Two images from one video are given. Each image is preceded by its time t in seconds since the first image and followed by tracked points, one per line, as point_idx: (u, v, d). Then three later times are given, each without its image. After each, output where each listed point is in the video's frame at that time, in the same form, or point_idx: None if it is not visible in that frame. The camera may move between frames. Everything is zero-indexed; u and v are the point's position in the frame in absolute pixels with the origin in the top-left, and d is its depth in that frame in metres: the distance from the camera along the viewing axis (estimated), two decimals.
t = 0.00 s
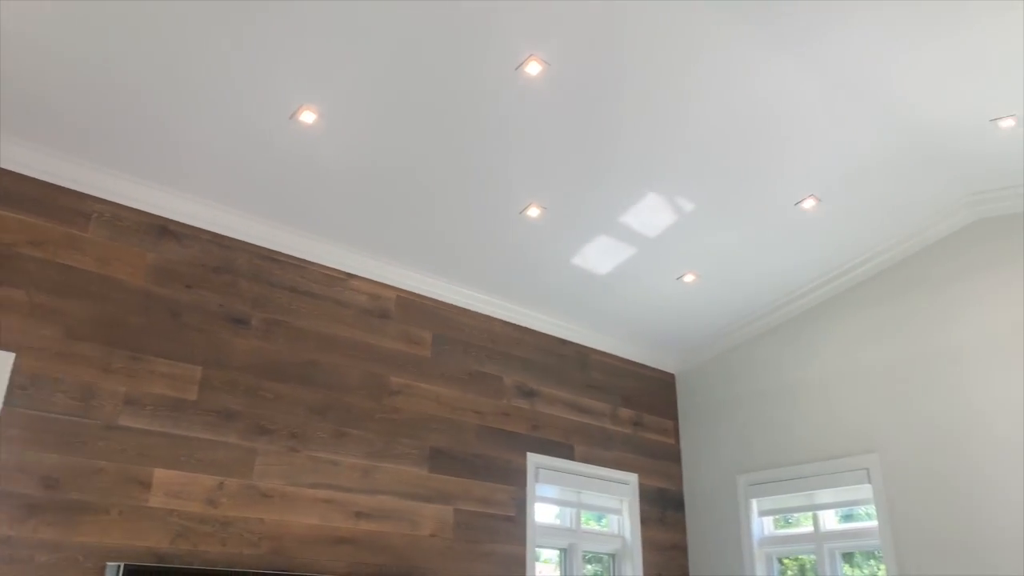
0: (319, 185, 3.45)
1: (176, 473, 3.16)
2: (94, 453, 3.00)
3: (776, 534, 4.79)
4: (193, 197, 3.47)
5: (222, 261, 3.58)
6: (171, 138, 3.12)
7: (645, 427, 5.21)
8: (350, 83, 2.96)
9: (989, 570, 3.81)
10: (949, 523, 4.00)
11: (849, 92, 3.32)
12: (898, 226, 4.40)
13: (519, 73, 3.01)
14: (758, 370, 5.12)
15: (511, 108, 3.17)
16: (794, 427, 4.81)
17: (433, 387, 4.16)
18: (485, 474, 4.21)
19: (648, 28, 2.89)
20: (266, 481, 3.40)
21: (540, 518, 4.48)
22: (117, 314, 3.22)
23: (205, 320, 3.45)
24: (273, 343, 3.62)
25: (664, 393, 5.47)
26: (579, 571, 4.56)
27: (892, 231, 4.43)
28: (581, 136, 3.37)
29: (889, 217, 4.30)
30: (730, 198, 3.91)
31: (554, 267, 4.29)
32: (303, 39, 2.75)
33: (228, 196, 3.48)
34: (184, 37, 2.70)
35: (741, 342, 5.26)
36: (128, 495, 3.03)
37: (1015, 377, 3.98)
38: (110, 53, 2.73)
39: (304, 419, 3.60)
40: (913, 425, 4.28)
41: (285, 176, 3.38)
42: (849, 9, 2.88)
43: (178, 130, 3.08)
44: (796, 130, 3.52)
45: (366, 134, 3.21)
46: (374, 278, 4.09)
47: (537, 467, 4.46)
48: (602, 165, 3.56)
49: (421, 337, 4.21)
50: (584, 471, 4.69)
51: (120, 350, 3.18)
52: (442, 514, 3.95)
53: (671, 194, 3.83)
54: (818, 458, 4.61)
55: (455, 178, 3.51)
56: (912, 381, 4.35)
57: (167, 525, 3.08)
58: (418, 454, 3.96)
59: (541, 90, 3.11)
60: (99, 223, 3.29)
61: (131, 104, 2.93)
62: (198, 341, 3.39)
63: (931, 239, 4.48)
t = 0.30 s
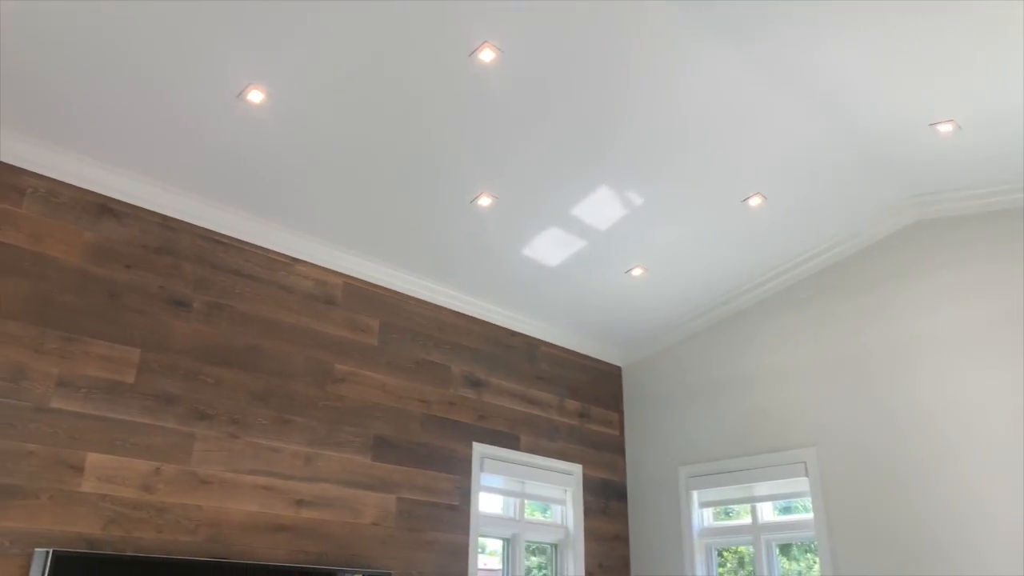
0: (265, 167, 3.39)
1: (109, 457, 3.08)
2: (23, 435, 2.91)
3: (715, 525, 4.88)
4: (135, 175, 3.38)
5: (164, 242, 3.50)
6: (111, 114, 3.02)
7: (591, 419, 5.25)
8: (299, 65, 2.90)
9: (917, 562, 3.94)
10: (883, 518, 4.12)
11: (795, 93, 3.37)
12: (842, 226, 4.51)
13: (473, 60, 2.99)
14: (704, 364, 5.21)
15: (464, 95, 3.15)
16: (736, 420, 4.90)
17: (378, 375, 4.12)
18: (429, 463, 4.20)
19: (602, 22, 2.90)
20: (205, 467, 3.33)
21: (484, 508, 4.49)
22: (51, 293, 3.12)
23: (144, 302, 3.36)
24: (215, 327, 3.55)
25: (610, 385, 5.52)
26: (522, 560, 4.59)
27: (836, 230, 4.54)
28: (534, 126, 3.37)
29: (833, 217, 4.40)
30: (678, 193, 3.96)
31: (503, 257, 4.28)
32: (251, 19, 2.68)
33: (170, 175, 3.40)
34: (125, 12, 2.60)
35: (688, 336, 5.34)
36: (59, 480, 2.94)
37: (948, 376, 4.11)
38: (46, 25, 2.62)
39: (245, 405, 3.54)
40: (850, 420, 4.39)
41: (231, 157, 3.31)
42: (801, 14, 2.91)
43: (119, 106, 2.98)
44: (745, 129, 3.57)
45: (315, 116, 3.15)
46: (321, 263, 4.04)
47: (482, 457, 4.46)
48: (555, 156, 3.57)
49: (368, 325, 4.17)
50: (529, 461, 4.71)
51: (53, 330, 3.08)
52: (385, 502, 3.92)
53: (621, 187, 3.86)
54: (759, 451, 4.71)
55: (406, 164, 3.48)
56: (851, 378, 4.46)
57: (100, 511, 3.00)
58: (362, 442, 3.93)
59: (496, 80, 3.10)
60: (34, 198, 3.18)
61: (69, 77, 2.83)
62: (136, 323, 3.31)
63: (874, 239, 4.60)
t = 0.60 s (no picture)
0: (230, 140, 3.33)
1: (68, 432, 3.03)
2: None
3: (678, 504, 4.95)
4: (95, 145, 3.30)
5: (125, 214, 3.43)
6: (70, 82, 2.95)
7: (557, 399, 5.28)
8: (266, 36, 2.85)
9: (872, 540, 4.04)
10: (841, 497, 4.20)
11: (766, 78, 3.39)
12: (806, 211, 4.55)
13: (444, 35, 2.96)
14: (668, 346, 5.25)
15: (434, 71, 3.11)
16: (699, 401, 4.95)
17: (344, 353, 4.10)
18: (395, 442, 4.20)
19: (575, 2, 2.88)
20: (166, 443, 3.30)
21: (449, 487, 4.50)
22: (7, 264, 3.05)
23: (105, 275, 3.30)
24: (177, 302, 3.50)
25: (577, 366, 5.55)
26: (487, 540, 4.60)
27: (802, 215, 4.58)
28: (505, 105, 3.35)
29: (798, 201, 4.44)
30: (646, 175, 3.97)
31: (471, 236, 4.26)
32: None
33: (132, 146, 3.33)
34: None
35: (653, 318, 5.37)
36: (15, 454, 2.89)
37: (905, 360, 4.20)
38: None
39: (207, 381, 3.50)
40: (810, 402, 4.47)
41: (195, 129, 3.25)
42: None
43: (78, 74, 2.91)
44: (713, 113, 3.59)
45: (282, 89, 3.10)
46: (287, 239, 4.00)
47: (448, 436, 4.47)
48: (526, 135, 3.55)
49: (334, 302, 4.14)
50: (494, 440, 4.73)
51: (10, 303, 3.02)
52: (349, 480, 3.92)
53: (591, 168, 3.86)
54: (720, 432, 4.77)
55: (375, 140, 3.44)
56: (811, 361, 4.54)
57: (57, 486, 2.96)
58: (327, 420, 3.91)
59: (465, 57, 3.07)
60: None
61: (25, 43, 2.76)
62: (96, 297, 3.25)
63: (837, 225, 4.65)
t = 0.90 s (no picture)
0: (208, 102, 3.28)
1: (44, 396, 3.01)
2: None
3: (656, 471, 5.00)
4: (69, 104, 3.23)
5: (102, 176, 3.38)
6: (43, 39, 2.87)
7: (538, 367, 5.30)
8: None
9: (847, 506, 4.11)
10: (818, 462, 4.27)
11: (751, 47, 3.37)
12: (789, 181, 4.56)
13: None
14: (649, 315, 5.27)
15: (418, 34, 3.07)
16: (679, 370, 4.99)
17: (325, 319, 4.08)
18: (377, 408, 4.20)
19: None
20: (145, 408, 3.28)
21: (430, 453, 4.52)
22: None
23: (81, 238, 3.25)
24: (156, 266, 3.46)
25: (558, 334, 5.57)
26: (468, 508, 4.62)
27: (785, 185, 4.59)
28: (489, 70, 3.31)
29: (780, 172, 4.45)
30: (630, 143, 3.95)
31: (453, 202, 4.24)
32: None
33: (108, 107, 3.26)
34: None
35: (635, 288, 5.39)
36: None
37: (883, 329, 4.25)
38: None
39: (187, 345, 3.47)
40: (788, 371, 4.51)
41: (172, 90, 3.19)
42: None
43: (51, 31, 2.84)
44: (698, 81, 3.57)
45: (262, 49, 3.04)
46: (267, 204, 3.96)
47: (429, 403, 4.48)
48: (509, 102, 3.52)
49: (315, 269, 4.12)
50: (475, 407, 4.75)
51: None
52: (330, 446, 3.92)
53: (575, 135, 3.84)
54: (700, 400, 4.81)
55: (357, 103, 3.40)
56: (790, 331, 4.57)
57: (35, 449, 2.95)
58: (307, 386, 3.90)
59: (449, 20, 3.03)
60: None
61: None
62: (72, 259, 3.20)
63: (819, 194, 4.67)
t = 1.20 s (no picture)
0: (189, 39, 3.19)
1: (27, 337, 2.99)
2: None
3: (640, 415, 5.04)
4: (44, 39, 3.14)
5: (80, 114, 3.30)
6: None
7: (524, 312, 5.31)
8: None
9: (828, 450, 4.19)
10: (799, 407, 4.34)
11: None
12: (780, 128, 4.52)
13: None
14: (636, 261, 5.27)
15: None
16: (665, 317, 5.01)
17: (311, 263, 4.06)
18: (364, 352, 4.21)
19: None
20: (131, 349, 3.27)
21: (417, 397, 4.55)
22: None
23: (60, 177, 3.19)
24: (138, 208, 3.41)
25: (544, 280, 5.57)
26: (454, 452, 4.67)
27: (774, 132, 4.56)
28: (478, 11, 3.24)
29: (771, 118, 4.41)
30: (620, 87, 3.90)
31: (441, 145, 4.19)
32: None
33: (85, 42, 3.17)
34: None
35: (622, 234, 5.38)
36: None
37: (868, 277, 4.27)
38: None
39: (171, 287, 3.45)
40: (773, 318, 4.55)
41: (151, 27, 3.09)
42: None
43: None
44: (691, 23, 3.51)
45: None
46: (250, 145, 3.89)
47: (416, 347, 4.49)
48: (498, 43, 3.46)
49: (300, 212, 4.08)
50: (462, 352, 4.77)
51: None
52: (318, 388, 3.94)
53: (564, 78, 3.78)
54: (685, 346, 4.85)
55: (342, 43, 3.32)
56: (777, 278, 4.60)
57: (20, 390, 2.94)
58: (294, 329, 3.90)
59: None
60: None
61: None
62: (51, 199, 3.15)
63: (810, 141, 4.64)
